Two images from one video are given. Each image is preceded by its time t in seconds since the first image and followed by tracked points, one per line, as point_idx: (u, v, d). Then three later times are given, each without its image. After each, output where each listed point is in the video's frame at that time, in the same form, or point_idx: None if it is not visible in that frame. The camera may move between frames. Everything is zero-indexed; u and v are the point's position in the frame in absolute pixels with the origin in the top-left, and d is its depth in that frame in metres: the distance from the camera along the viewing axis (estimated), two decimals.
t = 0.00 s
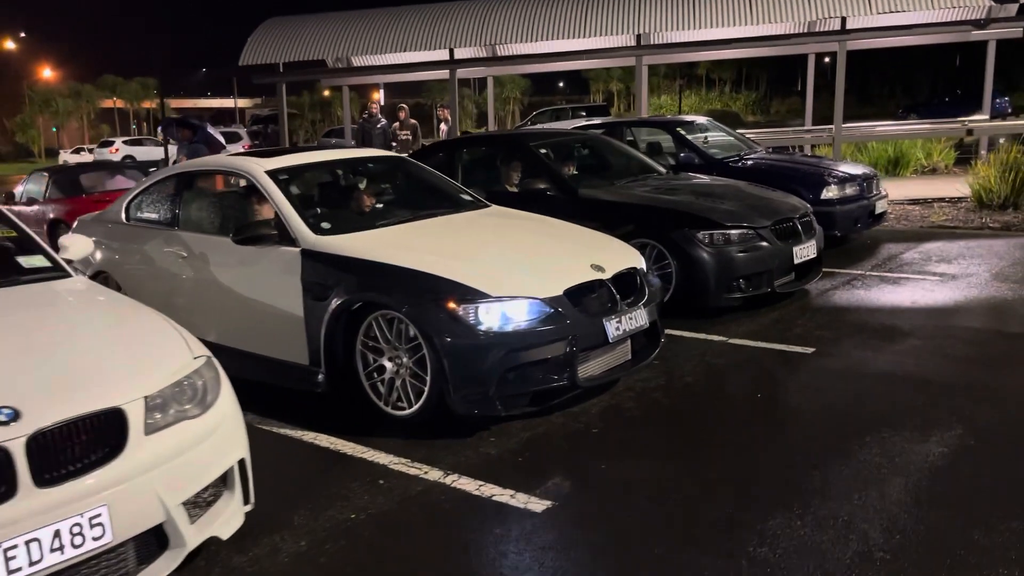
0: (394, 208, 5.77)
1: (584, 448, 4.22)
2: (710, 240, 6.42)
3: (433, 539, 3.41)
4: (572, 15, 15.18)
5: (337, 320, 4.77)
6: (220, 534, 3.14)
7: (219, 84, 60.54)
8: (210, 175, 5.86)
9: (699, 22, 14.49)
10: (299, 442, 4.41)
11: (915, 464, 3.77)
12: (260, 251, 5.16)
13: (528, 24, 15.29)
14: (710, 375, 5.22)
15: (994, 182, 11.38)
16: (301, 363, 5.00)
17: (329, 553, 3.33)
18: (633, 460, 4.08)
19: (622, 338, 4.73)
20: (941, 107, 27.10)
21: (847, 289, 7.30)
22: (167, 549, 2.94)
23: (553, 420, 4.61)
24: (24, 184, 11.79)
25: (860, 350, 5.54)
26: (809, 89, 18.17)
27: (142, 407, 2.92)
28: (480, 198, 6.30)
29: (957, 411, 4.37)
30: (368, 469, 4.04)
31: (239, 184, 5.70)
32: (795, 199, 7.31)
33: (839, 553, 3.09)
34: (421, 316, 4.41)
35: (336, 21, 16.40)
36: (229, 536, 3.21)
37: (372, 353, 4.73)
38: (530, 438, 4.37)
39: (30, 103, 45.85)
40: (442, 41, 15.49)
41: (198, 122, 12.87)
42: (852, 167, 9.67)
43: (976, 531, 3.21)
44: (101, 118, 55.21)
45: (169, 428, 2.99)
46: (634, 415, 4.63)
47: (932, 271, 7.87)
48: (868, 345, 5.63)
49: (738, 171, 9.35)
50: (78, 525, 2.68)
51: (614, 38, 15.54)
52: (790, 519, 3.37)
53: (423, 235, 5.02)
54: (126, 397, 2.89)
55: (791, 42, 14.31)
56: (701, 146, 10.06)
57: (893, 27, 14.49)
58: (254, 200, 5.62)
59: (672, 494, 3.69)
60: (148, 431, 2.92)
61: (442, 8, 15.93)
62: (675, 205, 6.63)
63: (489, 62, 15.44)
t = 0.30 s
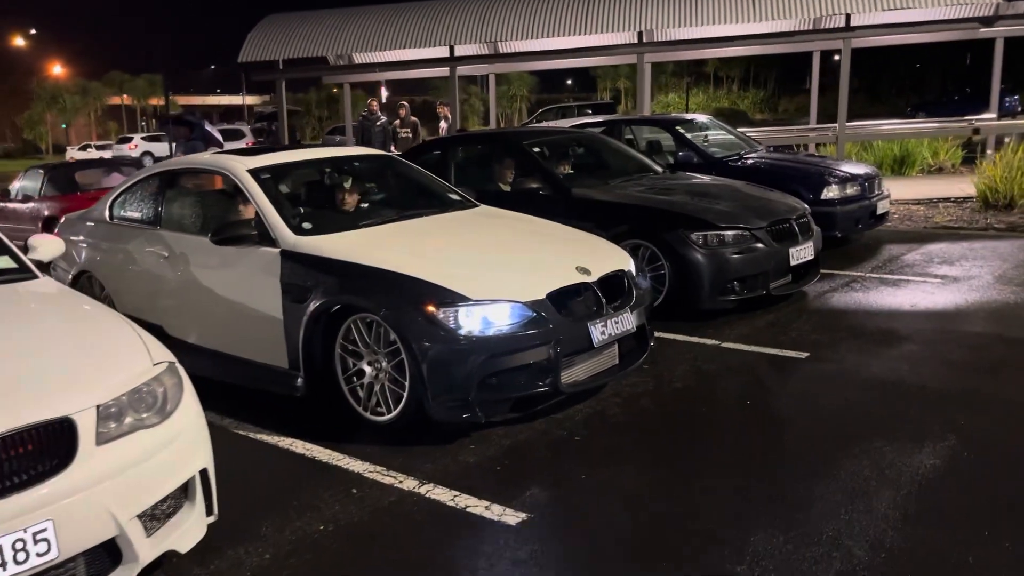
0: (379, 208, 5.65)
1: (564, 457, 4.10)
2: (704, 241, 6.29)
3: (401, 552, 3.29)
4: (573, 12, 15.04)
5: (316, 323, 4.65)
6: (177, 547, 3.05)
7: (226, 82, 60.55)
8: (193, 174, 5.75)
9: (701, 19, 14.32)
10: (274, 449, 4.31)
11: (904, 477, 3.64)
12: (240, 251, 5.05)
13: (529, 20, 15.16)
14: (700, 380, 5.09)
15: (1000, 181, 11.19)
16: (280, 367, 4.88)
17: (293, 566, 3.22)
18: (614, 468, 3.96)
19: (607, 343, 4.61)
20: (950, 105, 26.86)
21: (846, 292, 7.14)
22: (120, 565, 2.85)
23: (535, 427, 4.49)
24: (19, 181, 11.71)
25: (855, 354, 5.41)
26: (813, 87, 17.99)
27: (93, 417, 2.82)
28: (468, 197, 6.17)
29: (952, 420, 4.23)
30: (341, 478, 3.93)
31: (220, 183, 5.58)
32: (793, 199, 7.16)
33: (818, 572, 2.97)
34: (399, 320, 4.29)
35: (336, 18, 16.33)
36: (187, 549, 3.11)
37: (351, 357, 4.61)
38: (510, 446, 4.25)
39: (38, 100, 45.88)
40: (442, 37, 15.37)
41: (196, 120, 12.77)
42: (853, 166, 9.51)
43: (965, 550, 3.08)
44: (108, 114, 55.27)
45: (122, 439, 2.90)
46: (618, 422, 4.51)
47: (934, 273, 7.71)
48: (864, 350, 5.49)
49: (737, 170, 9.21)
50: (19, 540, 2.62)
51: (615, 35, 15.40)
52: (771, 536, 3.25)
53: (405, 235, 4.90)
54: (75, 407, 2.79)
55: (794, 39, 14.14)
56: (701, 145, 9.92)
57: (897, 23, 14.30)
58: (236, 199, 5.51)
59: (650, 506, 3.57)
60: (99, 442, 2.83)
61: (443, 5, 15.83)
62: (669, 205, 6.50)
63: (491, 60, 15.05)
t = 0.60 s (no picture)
0: (358, 209, 5.53)
1: (535, 466, 3.98)
2: (692, 243, 6.15)
3: (355, 568, 3.17)
4: (572, 9, 14.87)
5: (285, 327, 4.54)
6: (120, 561, 2.93)
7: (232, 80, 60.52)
8: (169, 173, 5.64)
9: (702, 17, 14.12)
10: (240, 458, 4.20)
11: (883, 492, 3.50)
12: (212, 253, 4.94)
13: (528, 18, 15.01)
14: (682, 386, 4.95)
15: (1003, 182, 11.01)
16: (251, 371, 4.77)
17: None
18: (585, 479, 3.83)
19: (584, 349, 4.47)
20: (958, 104, 26.56)
21: (840, 295, 6.98)
22: None
23: (509, 435, 4.36)
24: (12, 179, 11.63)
25: (844, 360, 5.26)
26: (817, 86, 17.77)
27: (27, 429, 2.72)
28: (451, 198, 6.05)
29: (938, 430, 4.09)
30: (304, 488, 3.81)
31: (195, 182, 5.47)
32: (786, 200, 7.00)
33: None
34: (368, 325, 4.17)
35: (334, 16, 16.23)
36: (132, 564, 2.99)
37: (321, 363, 4.49)
38: (481, 455, 4.13)
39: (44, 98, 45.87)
40: (440, 36, 15.24)
41: (192, 119, 12.67)
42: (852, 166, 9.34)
43: (942, 574, 2.94)
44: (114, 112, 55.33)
45: (59, 450, 2.79)
46: (595, 430, 4.37)
47: (931, 276, 7.55)
48: (853, 356, 5.35)
49: (732, 170, 9.06)
50: None
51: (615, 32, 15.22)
52: (741, 555, 3.12)
53: (378, 237, 4.78)
54: (7, 418, 2.69)
55: (796, 37, 13.93)
56: (697, 144, 9.77)
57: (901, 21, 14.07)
58: (211, 200, 5.39)
59: (619, 520, 3.44)
60: (34, 454, 2.72)
61: (441, 2, 15.68)
62: (657, 207, 6.36)
63: (491, 57, 14.86)
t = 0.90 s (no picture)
0: (336, 212, 5.44)
1: (505, 479, 3.88)
2: (678, 248, 6.04)
3: None
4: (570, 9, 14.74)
5: (255, 335, 4.45)
6: None
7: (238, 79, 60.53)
8: (146, 175, 5.55)
9: (700, 17, 13.97)
10: (206, 469, 4.11)
11: (859, 508, 3.39)
12: (184, 257, 4.85)
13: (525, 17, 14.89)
14: (662, 395, 4.84)
15: (1004, 184, 10.86)
16: (221, 378, 4.68)
17: None
18: (554, 493, 3.73)
19: (560, 358, 4.37)
20: (964, 104, 26.32)
21: (831, 300, 6.86)
22: None
23: (481, 446, 4.27)
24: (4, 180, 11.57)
25: (829, 369, 5.15)
26: (819, 86, 17.61)
27: None
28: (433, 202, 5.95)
29: (921, 444, 3.98)
30: (267, 501, 3.72)
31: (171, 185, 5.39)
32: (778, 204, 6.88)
33: None
34: (336, 333, 4.07)
35: (330, 15, 16.17)
36: None
37: (291, 371, 4.40)
38: (451, 467, 4.03)
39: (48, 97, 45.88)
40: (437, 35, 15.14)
41: (185, 119, 12.59)
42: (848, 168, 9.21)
43: None
44: (119, 111, 55.33)
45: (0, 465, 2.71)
46: (570, 440, 4.27)
47: (926, 281, 7.42)
48: (840, 364, 5.23)
49: (726, 172, 8.94)
50: None
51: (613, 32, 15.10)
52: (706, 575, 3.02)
53: (352, 242, 4.68)
54: None
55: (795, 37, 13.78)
56: (691, 145, 9.65)
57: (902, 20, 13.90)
58: (186, 203, 5.30)
59: (585, 536, 3.34)
60: None
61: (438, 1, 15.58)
62: (644, 211, 6.25)
63: (489, 57, 14.76)
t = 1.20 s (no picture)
0: (322, 213, 5.34)
1: (483, 489, 3.78)
2: (672, 251, 5.93)
3: None
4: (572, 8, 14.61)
5: (233, 339, 4.36)
6: None
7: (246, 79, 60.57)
8: (130, 175, 5.46)
9: (704, 16, 13.81)
10: (179, 477, 4.03)
11: (844, 523, 3.27)
12: (165, 259, 4.76)
13: (527, 17, 14.77)
14: (651, 402, 4.73)
15: (1011, 186, 10.69)
16: (200, 383, 4.59)
17: None
18: (532, 504, 3.63)
19: (543, 364, 4.26)
20: (975, 104, 26.05)
21: (829, 304, 6.73)
22: None
23: (461, 454, 4.16)
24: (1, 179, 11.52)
25: (823, 376, 5.02)
26: (826, 86, 17.42)
27: None
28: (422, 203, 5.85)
29: (913, 455, 3.85)
30: (238, 511, 3.63)
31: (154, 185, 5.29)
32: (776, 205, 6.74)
33: None
34: (312, 338, 3.97)
35: (331, 15, 16.10)
36: None
37: (268, 376, 4.31)
38: (429, 476, 3.93)
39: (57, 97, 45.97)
40: (438, 35, 15.04)
41: (185, 119, 12.51)
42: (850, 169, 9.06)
43: None
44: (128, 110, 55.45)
45: None
46: (552, 449, 4.16)
47: (928, 285, 7.27)
48: (835, 371, 5.11)
49: (725, 173, 8.82)
50: None
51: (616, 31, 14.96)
52: None
53: (334, 244, 4.58)
54: None
55: (799, 37, 13.60)
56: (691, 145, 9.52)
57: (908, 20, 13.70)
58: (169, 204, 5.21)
59: (560, 551, 3.24)
60: None
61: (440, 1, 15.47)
62: (637, 212, 6.14)
63: (490, 57, 14.65)
